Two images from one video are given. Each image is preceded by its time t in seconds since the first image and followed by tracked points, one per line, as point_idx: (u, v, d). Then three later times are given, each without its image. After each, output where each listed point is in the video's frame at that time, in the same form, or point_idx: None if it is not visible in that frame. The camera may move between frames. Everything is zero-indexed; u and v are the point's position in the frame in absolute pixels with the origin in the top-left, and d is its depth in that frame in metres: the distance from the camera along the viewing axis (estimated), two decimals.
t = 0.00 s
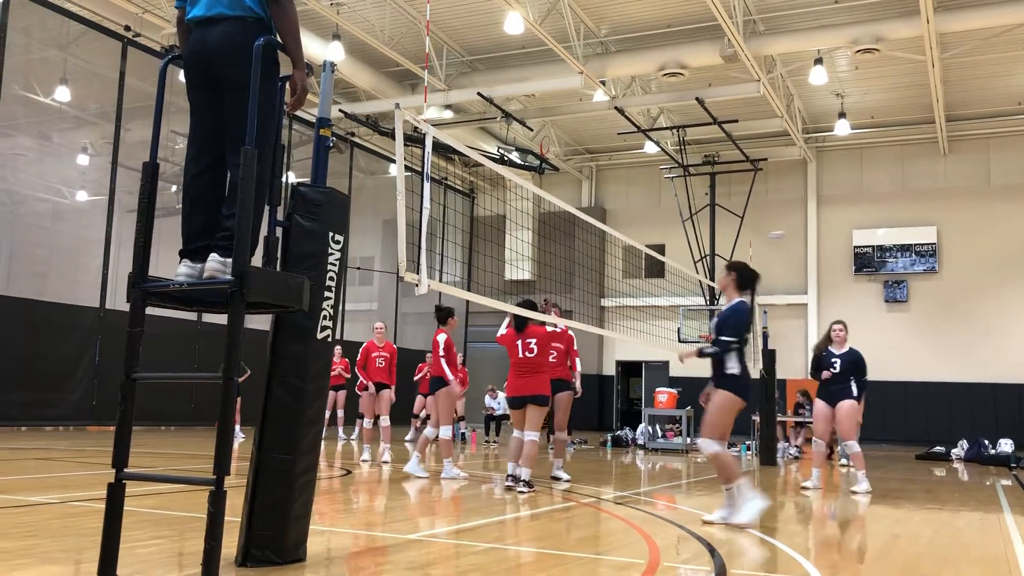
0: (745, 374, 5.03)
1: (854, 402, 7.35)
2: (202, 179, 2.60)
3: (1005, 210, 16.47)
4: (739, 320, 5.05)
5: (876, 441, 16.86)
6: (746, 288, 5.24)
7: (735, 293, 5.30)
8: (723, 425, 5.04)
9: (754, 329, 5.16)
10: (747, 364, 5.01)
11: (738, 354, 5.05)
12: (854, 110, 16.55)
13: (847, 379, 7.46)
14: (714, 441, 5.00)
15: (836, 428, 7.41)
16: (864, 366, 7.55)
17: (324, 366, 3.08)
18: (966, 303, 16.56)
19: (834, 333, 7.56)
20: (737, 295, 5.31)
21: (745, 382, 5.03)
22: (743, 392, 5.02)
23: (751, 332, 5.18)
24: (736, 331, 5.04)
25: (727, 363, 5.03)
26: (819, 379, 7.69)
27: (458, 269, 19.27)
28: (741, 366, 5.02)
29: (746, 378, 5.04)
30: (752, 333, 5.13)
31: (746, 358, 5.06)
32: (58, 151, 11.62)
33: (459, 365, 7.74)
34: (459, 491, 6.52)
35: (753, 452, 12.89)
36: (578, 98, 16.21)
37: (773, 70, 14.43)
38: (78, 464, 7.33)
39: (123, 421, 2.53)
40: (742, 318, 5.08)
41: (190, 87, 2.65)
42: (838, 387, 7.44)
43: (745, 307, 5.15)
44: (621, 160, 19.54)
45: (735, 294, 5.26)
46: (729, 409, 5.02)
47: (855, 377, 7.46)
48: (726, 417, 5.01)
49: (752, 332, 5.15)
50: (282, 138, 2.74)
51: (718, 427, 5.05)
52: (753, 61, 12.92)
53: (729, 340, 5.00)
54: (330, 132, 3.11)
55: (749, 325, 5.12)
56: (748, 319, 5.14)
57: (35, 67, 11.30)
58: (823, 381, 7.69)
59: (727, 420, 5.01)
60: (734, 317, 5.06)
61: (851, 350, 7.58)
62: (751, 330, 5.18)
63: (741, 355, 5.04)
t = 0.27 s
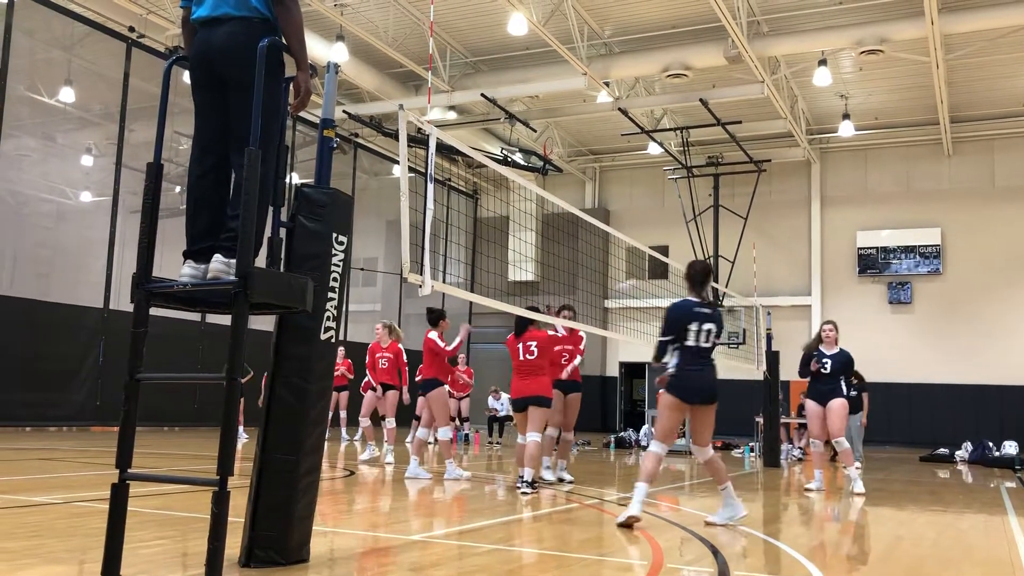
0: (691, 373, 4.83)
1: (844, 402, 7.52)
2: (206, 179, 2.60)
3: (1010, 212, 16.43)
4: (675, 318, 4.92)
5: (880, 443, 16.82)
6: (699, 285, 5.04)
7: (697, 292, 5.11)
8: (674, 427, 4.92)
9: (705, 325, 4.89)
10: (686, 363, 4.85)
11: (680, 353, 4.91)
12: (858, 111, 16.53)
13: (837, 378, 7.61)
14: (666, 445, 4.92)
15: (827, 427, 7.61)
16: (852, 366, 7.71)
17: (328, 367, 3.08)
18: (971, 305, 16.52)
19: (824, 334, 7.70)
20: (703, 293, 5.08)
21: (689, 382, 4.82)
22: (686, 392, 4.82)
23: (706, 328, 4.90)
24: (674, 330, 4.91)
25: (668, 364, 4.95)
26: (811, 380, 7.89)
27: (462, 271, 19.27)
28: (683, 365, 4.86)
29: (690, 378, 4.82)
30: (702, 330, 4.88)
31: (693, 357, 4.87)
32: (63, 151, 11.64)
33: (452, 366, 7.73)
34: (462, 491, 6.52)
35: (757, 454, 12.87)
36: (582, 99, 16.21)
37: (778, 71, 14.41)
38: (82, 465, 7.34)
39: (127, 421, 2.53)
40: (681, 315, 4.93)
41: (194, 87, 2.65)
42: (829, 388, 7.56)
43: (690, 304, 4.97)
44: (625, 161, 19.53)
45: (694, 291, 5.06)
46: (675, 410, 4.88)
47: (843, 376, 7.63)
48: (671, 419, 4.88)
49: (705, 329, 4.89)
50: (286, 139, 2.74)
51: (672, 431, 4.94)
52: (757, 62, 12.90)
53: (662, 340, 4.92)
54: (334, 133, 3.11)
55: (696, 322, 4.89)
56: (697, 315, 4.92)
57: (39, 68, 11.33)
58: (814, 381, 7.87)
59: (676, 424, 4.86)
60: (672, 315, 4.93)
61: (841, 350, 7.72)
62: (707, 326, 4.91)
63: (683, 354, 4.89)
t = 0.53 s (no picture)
0: (644, 369, 4.79)
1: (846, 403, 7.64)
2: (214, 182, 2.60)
3: (1017, 214, 16.38)
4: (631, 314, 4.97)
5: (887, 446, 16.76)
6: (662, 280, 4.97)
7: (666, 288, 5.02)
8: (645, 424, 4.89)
9: (660, 320, 4.82)
10: (639, 358, 4.84)
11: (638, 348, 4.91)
12: (864, 113, 16.50)
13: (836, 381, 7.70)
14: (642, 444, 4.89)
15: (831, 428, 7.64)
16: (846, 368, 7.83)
17: (334, 369, 3.08)
18: (978, 308, 16.46)
19: (823, 336, 7.78)
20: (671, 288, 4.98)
21: (640, 377, 4.78)
22: (639, 387, 4.77)
23: (663, 322, 4.83)
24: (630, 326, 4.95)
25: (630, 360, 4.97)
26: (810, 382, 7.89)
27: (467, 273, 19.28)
28: (640, 361, 4.83)
29: (642, 373, 4.78)
30: (658, 325, 4.82)
31: (648, 352, 4.82)
32: (69, 154, 11.69)
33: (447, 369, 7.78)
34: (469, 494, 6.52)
35: (763, 456, 12.82)
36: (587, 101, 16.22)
37: (783, 74, 14.39)
38: (88, 467, 7.36)
39: (134, 423, 2.53)
40: (638, 311, 4.95)
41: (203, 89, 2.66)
42: (829, 391, 7.66)
43: (649, 299, 4.95)
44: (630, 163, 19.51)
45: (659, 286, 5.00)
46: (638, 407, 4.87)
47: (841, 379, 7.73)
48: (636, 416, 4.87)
49: (661, 323, 4.83)
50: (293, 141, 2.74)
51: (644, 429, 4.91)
52: (763, 64, 12.89)
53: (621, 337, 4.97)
54: (340, 136, 3.10)
55: (651, 317, 4.87)
56: (654, 311, 4.88)
57: (46, 71, 11.39)
58: (812, 381, 7.88)
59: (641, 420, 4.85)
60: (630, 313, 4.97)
61: (837, 353, 7.83)
62: (665, 321, 4.83)
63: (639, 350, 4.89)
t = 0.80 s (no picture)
0: (633, 370, 4.71)
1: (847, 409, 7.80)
2: (219, 185, 2.60)
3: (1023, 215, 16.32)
4: (626, 316, 4.92)
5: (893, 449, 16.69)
6: (662, 284, 4.93)
7: (665, 293, 4.97)
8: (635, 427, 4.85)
9: (653, 321, 4.75)
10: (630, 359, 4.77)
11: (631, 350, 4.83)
12: (868, 115, 16.47)
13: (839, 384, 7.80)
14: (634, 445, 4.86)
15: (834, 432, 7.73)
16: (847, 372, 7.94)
17: (339, 372, 3.08)
18: (984, 310, 16.40)
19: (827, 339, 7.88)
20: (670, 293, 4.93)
21: (627, 378, 4.71)
22: (625, 387, 4.70)
23: (656, 324, 4.74)
24: (627, 329, 4.90)
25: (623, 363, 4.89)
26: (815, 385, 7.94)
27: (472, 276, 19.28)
28: (629, 362, 4.76)
29: (629, 373, 4.70)
30: (652, 326, 4.75)
31: (639, 354, 4.74)
32: (75, 159, 11.72)
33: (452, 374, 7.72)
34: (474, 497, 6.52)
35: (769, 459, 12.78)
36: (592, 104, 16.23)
37: (787, 76, 14.37)
38: (94, 471, 7.36)
39: (139, 427, 2.53)
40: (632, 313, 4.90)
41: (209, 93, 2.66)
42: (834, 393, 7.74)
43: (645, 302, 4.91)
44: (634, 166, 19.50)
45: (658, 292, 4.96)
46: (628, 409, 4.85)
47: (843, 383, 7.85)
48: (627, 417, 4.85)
49: (654, 325, 4.76)
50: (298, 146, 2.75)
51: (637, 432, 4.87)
52: (768, 66, 12.89)
53: (617, 339, 4.92)
54: (345, 140, 3.09)
55: (645, 318, 4.80)
56: (650, 312, 4.81)
57: (52, 76, 11.45)
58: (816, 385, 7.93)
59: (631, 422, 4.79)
60: (625, 316, 4.92)
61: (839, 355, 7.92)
62: (659, 323, 4.74)
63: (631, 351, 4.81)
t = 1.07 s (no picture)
0: (625, 366, 4.76)
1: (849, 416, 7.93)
2: (227, 190, 2.60)
3: None
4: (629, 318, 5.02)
5: (900, 452, 16.61)
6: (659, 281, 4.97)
7: (664, 290, 4.97)
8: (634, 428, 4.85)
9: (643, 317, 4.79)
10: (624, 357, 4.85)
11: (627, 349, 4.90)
12: (874, 118, 16.44)
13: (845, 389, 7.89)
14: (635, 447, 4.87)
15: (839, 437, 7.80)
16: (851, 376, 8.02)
17: (347, 376, 3.07)
18: (992, 312, 16.32)
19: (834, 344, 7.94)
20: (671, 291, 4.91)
21: (618, 374, 4.77)
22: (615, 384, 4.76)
23: (647, 320, 4.77)
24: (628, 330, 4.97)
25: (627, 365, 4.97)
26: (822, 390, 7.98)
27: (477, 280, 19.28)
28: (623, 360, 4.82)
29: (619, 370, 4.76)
30: (644, 322, 4.78)
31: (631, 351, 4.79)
32: (82, 164, 11.77)
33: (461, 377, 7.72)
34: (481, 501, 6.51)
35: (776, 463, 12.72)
36: (597, 108, 16.24)
37: (793, 79, 14.35)
38: (101, 476, 7.37)
39: (146, 432, 2.53)
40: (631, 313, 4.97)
41: (217, 98, 2.67)
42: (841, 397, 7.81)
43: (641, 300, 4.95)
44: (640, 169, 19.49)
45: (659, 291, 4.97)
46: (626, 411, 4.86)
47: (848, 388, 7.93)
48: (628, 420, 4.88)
49: (647, 321, 4.78)
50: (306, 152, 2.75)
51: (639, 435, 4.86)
52: (773, 69, 12.88)
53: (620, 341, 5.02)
54: (351, 145, 3.09)
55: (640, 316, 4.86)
56: (643, 309, 4.85)
57: (59, 82, 11.51)
58: (823, 390, 7.96)
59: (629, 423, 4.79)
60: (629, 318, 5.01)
61: (845, 359, 7.98)
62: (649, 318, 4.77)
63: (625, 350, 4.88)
